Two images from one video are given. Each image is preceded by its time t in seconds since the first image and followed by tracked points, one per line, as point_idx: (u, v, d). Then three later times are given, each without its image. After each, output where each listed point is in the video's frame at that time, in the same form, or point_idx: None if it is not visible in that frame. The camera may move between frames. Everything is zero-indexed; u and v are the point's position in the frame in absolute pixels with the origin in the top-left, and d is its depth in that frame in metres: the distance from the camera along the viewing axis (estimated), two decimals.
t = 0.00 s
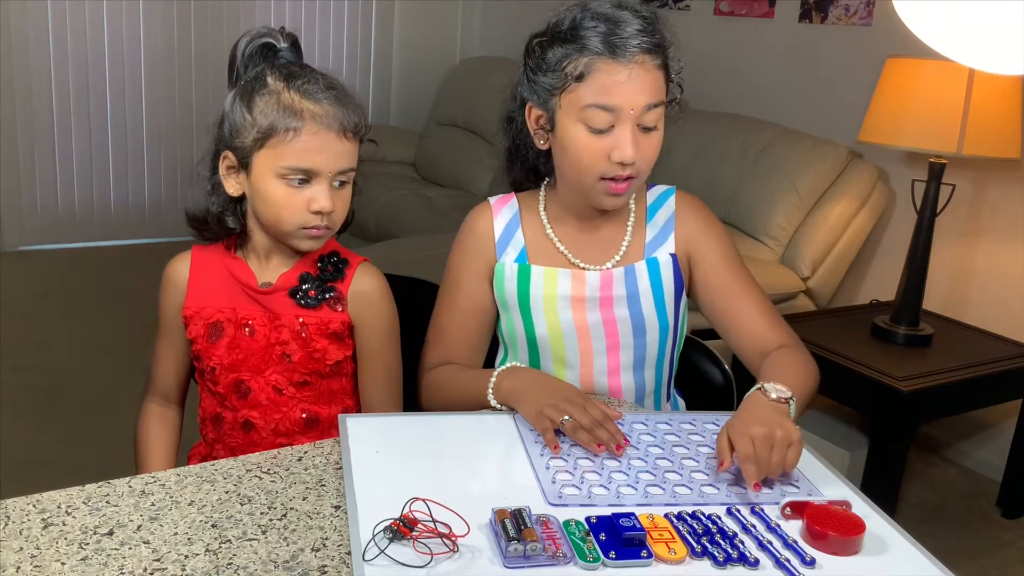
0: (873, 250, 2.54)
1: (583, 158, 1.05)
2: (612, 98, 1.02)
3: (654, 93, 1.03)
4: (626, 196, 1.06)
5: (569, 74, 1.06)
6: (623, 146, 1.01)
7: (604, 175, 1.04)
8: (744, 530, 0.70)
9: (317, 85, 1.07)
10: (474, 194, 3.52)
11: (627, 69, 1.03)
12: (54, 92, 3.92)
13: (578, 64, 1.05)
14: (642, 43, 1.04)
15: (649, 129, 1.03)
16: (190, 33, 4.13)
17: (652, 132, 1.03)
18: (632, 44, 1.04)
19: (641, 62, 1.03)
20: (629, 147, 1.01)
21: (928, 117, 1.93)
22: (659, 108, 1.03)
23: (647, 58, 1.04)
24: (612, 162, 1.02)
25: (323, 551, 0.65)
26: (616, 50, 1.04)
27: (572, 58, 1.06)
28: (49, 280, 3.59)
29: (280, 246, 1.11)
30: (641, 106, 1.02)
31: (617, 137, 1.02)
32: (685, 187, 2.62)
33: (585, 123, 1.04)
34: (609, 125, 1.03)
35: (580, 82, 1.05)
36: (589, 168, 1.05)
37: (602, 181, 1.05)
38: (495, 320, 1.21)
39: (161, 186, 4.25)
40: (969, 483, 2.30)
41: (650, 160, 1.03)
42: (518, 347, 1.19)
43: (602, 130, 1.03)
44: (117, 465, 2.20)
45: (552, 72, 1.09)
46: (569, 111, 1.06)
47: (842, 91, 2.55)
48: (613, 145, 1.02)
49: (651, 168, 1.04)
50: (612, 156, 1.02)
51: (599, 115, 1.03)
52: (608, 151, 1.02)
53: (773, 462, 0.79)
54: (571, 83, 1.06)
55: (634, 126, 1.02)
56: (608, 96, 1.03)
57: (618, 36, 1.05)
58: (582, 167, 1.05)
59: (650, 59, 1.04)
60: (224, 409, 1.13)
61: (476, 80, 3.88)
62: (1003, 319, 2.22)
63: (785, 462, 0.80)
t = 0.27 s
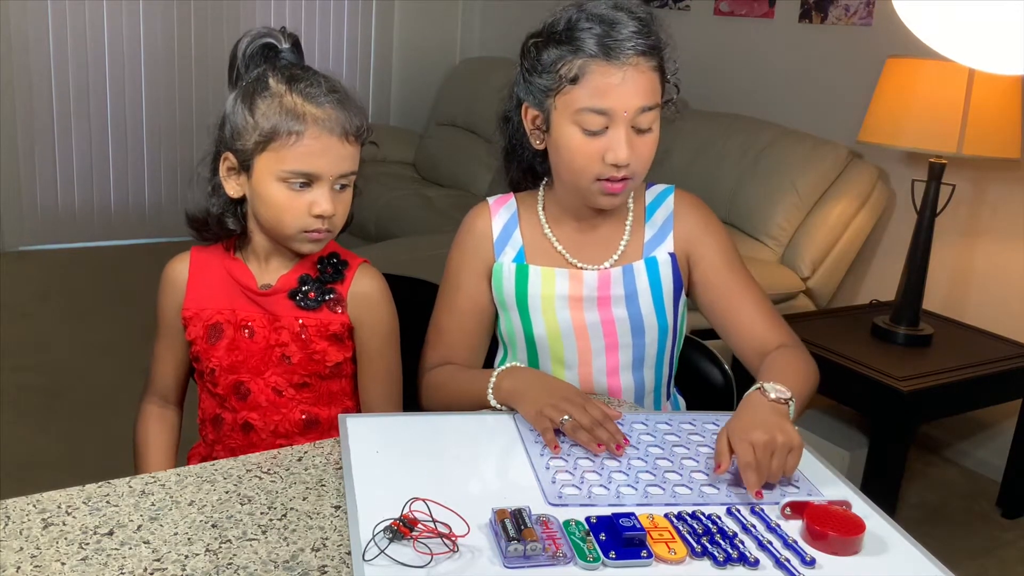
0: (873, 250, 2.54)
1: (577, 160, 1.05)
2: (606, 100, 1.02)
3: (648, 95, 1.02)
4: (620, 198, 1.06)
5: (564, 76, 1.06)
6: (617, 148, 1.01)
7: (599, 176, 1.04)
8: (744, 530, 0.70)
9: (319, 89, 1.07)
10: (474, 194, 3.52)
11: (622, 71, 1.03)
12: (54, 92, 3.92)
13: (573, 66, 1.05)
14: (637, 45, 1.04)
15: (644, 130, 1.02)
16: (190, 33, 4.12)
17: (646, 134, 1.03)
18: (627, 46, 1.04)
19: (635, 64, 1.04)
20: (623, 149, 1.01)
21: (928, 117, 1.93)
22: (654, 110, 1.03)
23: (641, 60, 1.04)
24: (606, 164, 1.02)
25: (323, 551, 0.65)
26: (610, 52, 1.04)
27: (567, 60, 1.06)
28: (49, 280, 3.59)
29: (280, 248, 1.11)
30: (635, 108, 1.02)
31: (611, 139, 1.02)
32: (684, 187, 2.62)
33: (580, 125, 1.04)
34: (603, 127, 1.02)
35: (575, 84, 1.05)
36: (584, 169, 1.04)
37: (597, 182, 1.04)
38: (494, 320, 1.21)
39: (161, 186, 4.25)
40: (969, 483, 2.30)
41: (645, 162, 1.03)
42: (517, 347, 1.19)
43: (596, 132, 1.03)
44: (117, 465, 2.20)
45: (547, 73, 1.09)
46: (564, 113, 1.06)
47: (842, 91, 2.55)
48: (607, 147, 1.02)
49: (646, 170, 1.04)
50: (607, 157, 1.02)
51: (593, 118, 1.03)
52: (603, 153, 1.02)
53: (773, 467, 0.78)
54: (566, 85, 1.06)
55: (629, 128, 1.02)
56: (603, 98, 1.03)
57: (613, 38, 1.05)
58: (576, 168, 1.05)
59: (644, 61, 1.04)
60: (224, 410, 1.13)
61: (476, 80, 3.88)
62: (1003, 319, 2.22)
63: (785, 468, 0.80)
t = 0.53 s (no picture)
0: (873, 250, 2.54)
1: (574, 159, 1.05)
2: (602, 98, 1.02)
3: (644, 92, 1.02)
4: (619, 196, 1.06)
5: (559, 75, 1.06)
6: (614, 146, 1.01)
7: (597, 174, 1.04)
8: (744, 530, 0.70)
9: (319, 89, 1.07)
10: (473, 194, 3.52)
11: (617, 69, 1.03)
12: (54, 92, 3.92)
13: (568, 65, 1.06)
14: (632, 43, 1.04)
15: (641, 128, 1.02)
16: (190, 33, 4.12)
17: (643, 131, 1.03)
18: (622, 44, 1.04)
19: (631, 61, 1.04)
20: (620, 146, 1.01)
21: (928, 117, 1.93)
22: (651, 107, 1.03)
23: (637, 58, 1.04)
24: (603, 162, 1.02)
25: (323, 551, 0.65)
26: (605, 51, 1.04)
27: (561, 59, 1.06)
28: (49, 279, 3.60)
29: (280, 249, 1.11)
30: (631, 105, 1.02)
31: (608, 136, 1.02)
32: (684, 187, 2.62)
33: (576, 123, 1.04)
34: (599, 125, 1.02)
35: (570, 83, 1.05)
36: (581, 168, 1.04)
37: (594, 180, 1.04)
38: (494, 320, 1.21)
39: (161, 186, 4.25)
40: (969, 483, 2.30)
41: (643, 160, 1.03)
42: (517, 347, 1.19)
43: (592, 130, 1.03)
44: (117, 465, 2.20)
45: (543, 73, 1.09)
46: (560, 112, 1.06)
47: (842, 91, 2.55)
48: (604, 144, 1.02)
49: (643, 167, 1.04)
50: (604, 155, 1.02)
51: (589, 116, 1.03)
52: (599, 151, 1.02)
53: (774, 468, 0.78)
54: (562, 84, 1.06)
55: (625, 126, 1.02)
56: (599, 96, 1.03)
57: (608, 37, 1.05)
58: (574, 167, 1.05)
59: (640, 58, 1.04)
60: (224, 411, 1.13)
61: (476, 80, 3.88)
62: (1003, 319, 2.22)
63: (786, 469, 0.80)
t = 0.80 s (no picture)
0: (873, 250, 2.54)
1: (574, 160, 1.05)
2: (601, 100, 1.02)
3: (644, 93, 1.02)
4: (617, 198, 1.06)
5: (558, 76, 1.06)
6: (613, 147, 1.01)
7: (595, 175, 1.04)
8: (744, 530, 0.70)
9: (321, 90, 1.07)
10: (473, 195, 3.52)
11: (617, 70, 1.03)
12: (54, 92, 3.92)
13: (567, 65, 1.06)
14: (632, 44, 1.04)
15: (640, 128, 1.02)
16: (190, 33, 4.12)
17: (643, 132, 1.02)
18: (622, 45, 1.04)
19: (631, 62, 1.04)
20: (619, 147, 1.01)
21: (928, 117, 1.93)
22: (651, 108, 1.03)
23: (637, 58, 1.04)
24: (603, 163, 1.02)
25: (323, 551, 0.65)
26: (605, 52, 1.04)
27: (560, 60, 1.06)
28: (49, 279, 3.60)
29: (280, 249, 1.11)
30: (630, 106, 1.01)
31: (607, 137, 1.02)
32: (684, 188, 2.62)
33: (575, 125, 1.04)
34: (599, 126, 1.02)
35: (569, 84, 1.05)
36: (580, 169, 1.05)
37: (593, 181, 1.04)
38: (494, 320, 1.21)
39: (161, 187, 4.25)
40: (969, 482, 2.30)
41: (643, 161, 1.03)
42: (517, 348, 1.19)
43: (592, 131, 1.03)
44: (117, 465, 2.20)
45: (542, 74, 1.09)
46: (559, 113, 1.06)
47: (842, 91, 2.55)
48: (603, 146, 1.02)
49: (643, 169, 1.04)
50: (603, 157, 1.02)
51: (588, 117, 1.03)
52: (599, 152, 1.02)
53: (774, 469, 0.78)
54: (561, 85, 1.06)
55: (624, 127, 1.01)
56: (598, 97, 1.03)
57: (608, 37, 1.05)
58: (573, 168, 1.05)
59: (639, 59, 1.04)
60: (223, 412, 1.12)
61: (476, 80, 3.88)
62: (1003, 319, 2.22)
63: (785, 469, 0.80)
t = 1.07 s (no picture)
0: (873, 250, 2.54)
1: (574, 160, 1.05)
2: (602, 99, 1.02)
3: (645, 92, 1.02)
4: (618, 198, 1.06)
5: (558, 76, 1.06)
6: (613, 146, 1.01)
7: (596, 175, 1.04)
8: (744, 530, 0.70)
9: (321, 90, 1.07)
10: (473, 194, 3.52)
11: (617, 69, 1.03)
12: (54, 92, 3.92)
13: (567, 65, 1.06)
14: (633, 43, 1.04)
15: (641, 128, 1.02)
16: (190, 33, 4.12)
17: (644, 131, 1.02)
18: (622, 44, 1.04)
19: (632, 61, 1.04)
20: (620, 146, 1.01)
21: (928, 117, 1.93)
22: (651, 107, 1.03)
23: (637, 58, 1.04)
24: (603, 162, 1.02)
25: (323, 551, 0.65)
26: (606, 51, 1.04)
27: (561, 59, 1.06)
28: (49, 280, 3.60)
29: (279, 249, 1.11)
30: (631, 105, 1.01)
31: (608, 136, 1.02)
32: (684, 187, 2.62)
33: (576, 124, 1.04)
34: (599, 125, 1.02)
35: (570, 83, 1.05)
36: (580, 169, 1.05)
37: (594, 181, 1.04)
38: (494, 320, 1.21)
39: (161, 186, 4.25)
40: (969, 482, 2.30)
41: (644, 160, 1.02)
42: (517, 348, 1.19)
43: (592, 130, 1.03)
44: (117, 465, 2.20)
45: (543, 73, 1.09)
46: (559, 112, 1.06)
47: (842, 91, 2.55)
48: (604, 145, 1.02)
49: (643, 168, 1.04)
50: (604, 156, 1.02)
51: (589, 116, 1.03)
52: (599, 151, 1.02)
53: (774, 469, 0.78)
54: (561, 85, 1.06)
55: (625, 125, 1.01)
56: (599, 97, 1.03)
57: (609, 37, 1.05)
58: (573, 168, 1.05)
59: (640, 58, 1.04)
60: (222, 412, 1.13)
61: (476, 80, 3.88)
62: (1003, 319, 2.22)
63: (785, 469, 0.80)
